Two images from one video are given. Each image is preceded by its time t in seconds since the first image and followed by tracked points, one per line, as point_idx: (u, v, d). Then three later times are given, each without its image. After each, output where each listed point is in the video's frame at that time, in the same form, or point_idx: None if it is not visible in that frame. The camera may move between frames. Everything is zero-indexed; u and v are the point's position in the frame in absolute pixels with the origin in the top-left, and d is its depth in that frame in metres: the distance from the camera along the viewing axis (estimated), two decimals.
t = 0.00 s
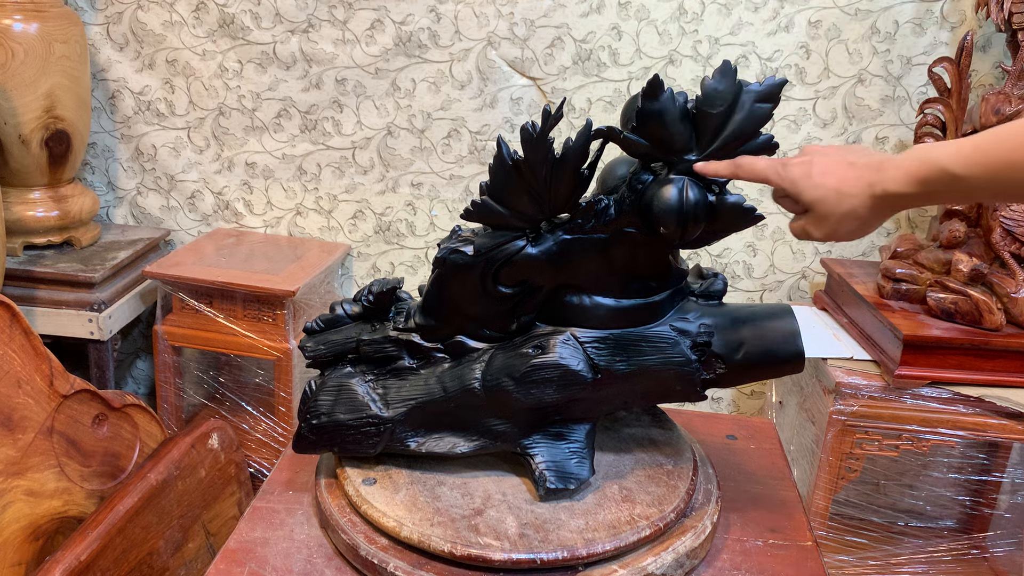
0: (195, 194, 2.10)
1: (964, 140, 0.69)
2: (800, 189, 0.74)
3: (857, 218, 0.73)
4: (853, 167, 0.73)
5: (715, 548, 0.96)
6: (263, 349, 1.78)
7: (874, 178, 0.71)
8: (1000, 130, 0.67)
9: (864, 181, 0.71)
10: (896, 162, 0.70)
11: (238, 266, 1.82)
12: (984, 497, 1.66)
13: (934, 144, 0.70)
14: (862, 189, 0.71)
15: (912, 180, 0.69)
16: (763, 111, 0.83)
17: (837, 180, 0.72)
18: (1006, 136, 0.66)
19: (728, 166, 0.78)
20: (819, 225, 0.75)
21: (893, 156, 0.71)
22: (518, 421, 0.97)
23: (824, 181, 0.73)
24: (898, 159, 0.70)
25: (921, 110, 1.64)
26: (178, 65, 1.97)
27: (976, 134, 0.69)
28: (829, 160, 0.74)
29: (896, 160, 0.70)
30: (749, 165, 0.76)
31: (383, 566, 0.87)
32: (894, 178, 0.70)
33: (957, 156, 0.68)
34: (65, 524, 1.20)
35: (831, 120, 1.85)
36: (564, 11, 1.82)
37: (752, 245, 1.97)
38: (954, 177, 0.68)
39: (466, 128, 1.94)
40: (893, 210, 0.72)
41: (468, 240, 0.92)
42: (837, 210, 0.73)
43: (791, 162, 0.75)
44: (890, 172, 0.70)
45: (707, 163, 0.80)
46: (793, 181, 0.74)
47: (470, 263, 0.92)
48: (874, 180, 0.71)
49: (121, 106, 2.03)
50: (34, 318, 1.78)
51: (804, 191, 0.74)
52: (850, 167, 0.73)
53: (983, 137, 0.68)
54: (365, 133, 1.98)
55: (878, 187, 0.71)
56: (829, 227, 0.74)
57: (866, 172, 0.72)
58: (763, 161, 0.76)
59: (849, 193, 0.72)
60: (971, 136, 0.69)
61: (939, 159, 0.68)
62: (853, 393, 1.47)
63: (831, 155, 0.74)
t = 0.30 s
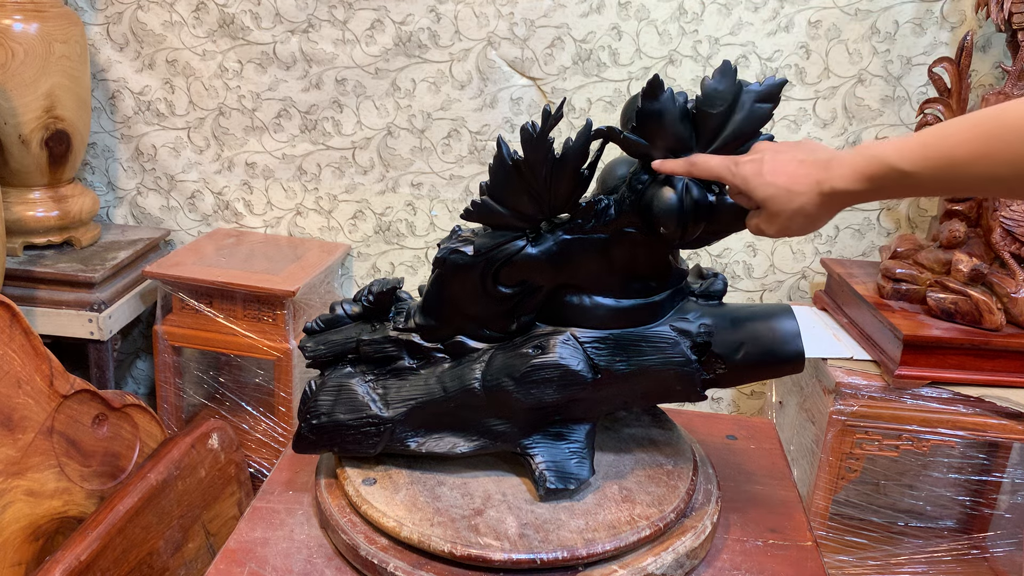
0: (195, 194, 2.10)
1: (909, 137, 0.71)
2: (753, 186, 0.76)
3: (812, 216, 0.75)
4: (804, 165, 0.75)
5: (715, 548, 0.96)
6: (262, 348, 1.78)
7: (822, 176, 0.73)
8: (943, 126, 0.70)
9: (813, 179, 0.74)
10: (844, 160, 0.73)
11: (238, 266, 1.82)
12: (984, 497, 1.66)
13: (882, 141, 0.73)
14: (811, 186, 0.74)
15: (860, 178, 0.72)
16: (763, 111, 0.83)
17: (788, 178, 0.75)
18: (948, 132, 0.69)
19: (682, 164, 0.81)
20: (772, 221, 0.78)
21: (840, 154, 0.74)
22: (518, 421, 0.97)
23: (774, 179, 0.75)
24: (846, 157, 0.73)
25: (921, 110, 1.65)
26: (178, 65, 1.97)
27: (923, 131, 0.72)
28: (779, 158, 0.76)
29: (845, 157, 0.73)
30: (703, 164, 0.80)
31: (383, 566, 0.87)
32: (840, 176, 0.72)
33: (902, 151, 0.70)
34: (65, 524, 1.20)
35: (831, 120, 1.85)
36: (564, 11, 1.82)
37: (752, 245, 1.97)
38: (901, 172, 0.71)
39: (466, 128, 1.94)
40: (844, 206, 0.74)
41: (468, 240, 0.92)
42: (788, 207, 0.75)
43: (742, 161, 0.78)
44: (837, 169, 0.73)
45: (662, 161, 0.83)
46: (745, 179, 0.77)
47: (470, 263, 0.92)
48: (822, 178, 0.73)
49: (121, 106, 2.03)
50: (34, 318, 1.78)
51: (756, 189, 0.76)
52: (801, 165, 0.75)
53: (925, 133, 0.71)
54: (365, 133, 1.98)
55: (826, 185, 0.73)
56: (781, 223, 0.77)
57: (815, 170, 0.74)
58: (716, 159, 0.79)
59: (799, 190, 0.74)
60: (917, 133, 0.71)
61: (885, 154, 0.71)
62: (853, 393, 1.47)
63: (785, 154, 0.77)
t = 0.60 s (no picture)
0: (195, 194, 2.10)
1: (890, 135, 0.72)
2: (739, 184, 0.77)
3: (797, 213, 0.76)
4: (790, 162, 0.75)
5: (715, 548, 0.96)
6: (263, 348, 1.78)
7: (806, 173, 0.74)
8: (923, 124, 0.71)
9: (798, 176, 0.74)
10: (828, 157, 0.73)
11: (238, 266, 1.82)
12: (984, 497, 1.66)
13: (863, 139, 0.73)
14: (796, 183, 0.74)
15: (845, 175, 0.72)
16: (763, 112, 0.83)
17: (774, 175, 0.75)
18: (928, 130, 0.70)
19: (667, 165, 0.82)
20: (759, 219, 0.78)
21: (823, 151, 0.74)
22: (518, 421, 0.97)
23: (759, 177, 0.76)
24: (830, 154, 0.73)
25: (921, 110, 1.64)
26: (178, 65, 1.97)
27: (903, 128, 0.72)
28: (765, 156, 0.77)
29: (828, 155, 0.73)
30: (689, 164, 0.80)
31: (383, 566, 0.87)
32: (824, 173, 0.73)
33: (884, 149, 0.71)
34: (65, 524, 1.20)
35: (831, 120, 1.85)
36: (564, 11, 1.82)
37: (752, 245, 1.97)
38: (883, 170, 0.71)
39: (466, 128, 1.94)
40: (830, 202, 0.75)
41: (468, 240, 0.92)
42: (774, 205, 0.76)
43: (727, 159, 0.78)
44: (822, 166, 0.73)
45: (646, 162, 0.84)
46: (732, 178, 0.77)
47: (470, 263, 0.92)
48: (806, 174, 0.74)
49: (121, 106, 2.03)
50: (34, 318, 1.78)
51: (743, 187, 0.77)
52: (788, 162, 0.76)
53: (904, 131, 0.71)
54: (365, 133, 1.98)
55: (811, 181, 0.73)
56: (769, 220, 0.77)
57: (801, 167, 0.74)
58: (701, 159, 0.80)
59: (784, 187, 0.74)
60: (897, 131, 0.72)
61: (868, 152, 0.72)
62: (853, 393, 1.47)
63: (770, 151, 0.77)
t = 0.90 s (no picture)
0: (195, 194, 2.09)
1: (905, 135, 0.72)
2: (755, 187, 0.78)
3: (812, 214, 0.77)
4: (803, 164, 0.76)
5: (715, 548, 0.96)
6: (262, 349, 1.78)
7: (822, 175, 0.75)
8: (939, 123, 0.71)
9: (814, 178, 0.75)
10: (842, 158, 0.74)
11: (238, 266, 1.82)
12: (984, 497, 1.66)
13: (878, 139, 0.74)
14: (813, 186, 0.75)
15: (860, 176, 0.73)
16: (763, 111, 0.83)
17: (789, 177, 0.76)
18: (944, 129, 0.70)
19: (681, 169, 0.82)
20: (775, 219, 0.79)
21: (837, 152, 0.75)
22: (518, 421, 0.97)
23: (775, 179, 0.76)
24: (845, 155, 0.74)
25: (921, 110, 1.64)
26: (178, 65, 1.97)
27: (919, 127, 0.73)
28: (779, 157, 0.78)
29: (843, 155, 0.74)
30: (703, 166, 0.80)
31: (383, 566, 0.87)
32: (840, 175, 0.73)
33: (898, 150, 0.71)
34: (65, 524, 1.20)
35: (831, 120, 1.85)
36: (564, 11, 1.82)
37: (752, 245, 1.97)
38: (898, 170, 0.72)
39: (466, 128, 1.94)
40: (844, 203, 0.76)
41: (468, 240, 0.92)
42: (791, 206, 0.77)
43: (742, 160, 0.79)
44: (837, 168, 0.74)
45: (658, 163, 0.84)
46: (747, 179, 0.78)
47: (470, 263, 0.92)
48: (822, 177, 0.74)
49: (121, 106, 2.03)
50: (34, 318, 1.78)
51: (759, 189, 0.78)
52: (801, 164, 0.76)
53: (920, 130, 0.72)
54: (365, 133, 1.98)
55: (827, 184, 0.74)
56: (785, 221, 0.78)
57: (815, 169, 0.75)
58: (714, 161, 0.80)
59: (801, 190, 0.75)
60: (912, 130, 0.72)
61: (882, 153, 0.72)
62: (853, 393, 1.47)
63: (784, 152, 0.78)
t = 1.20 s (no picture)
0: (195, 194, 2.09)
1: (959, 134, 0.74)
2: (810, 183, 0.77)
3: (867, 210, 0.78)
4: (861, 162, 0.76)
5: (715, 548, 0.96)
6: (263, 348, 1.78)
7: (881, 176, 0.75)
8: (992, 122, 0.73)
9: (874, 179, 0.75)
10: (899, 159, 0.74)
11: (238, 266, 1.82)
12: (984, 497, 1.67)
13: (931, 137, 0.74)
14: (873, 186, 0.75)
15: (917, 179, 0.74)
16: (763, 111, 0.83)
17: (848, 175, 0.76)
18: (998, 129, 0.72)
19: (730, 155, 0.80)
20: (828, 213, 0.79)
21: (893, 151, 0.75)
22: (518, 421, 0.97)
23: (834, 177, 0.76)
24: (902, 156, 0.74)
25: (921, 110, 1.64)
26: (178, 65, 1.97)
27: (970, 124, 0.74)
28: (837, 152, 0.77)
29: (901, 157, 0.74)
30: (754, 154, 0.78)
31: (383, 566, 0.87)
32: (899, 177, 0.74)
33: (954, 151, 0.73)
34: (65, 524, 1.20)
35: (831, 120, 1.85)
36: (564, 11, 1.82)
37: (752, 245, 1.97)
38: (953, 170, 0.74)
39: (466, 128, 1.94)
40: (899, 200, 0.77)
41: (468, 240, 0.92)
42: (849, 203, 0.77)
43: (798, 154, 0.78)
44: (895, 169, 0.74)
45: (704, 148, 0.82)
46: (803, 175, 0.78)
47: (470, 263, 0.92)
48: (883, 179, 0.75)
49: (121, 106, 2.03)
50: (34, 318, 1.78)
51: (816, 185, 0.77)
52: (858, 162, 0.76)
53: (973, 129, 0.73)
54: (365, 133, 1.98)
55: (888, 186, 0.75)
56: (840, 214, 0.79)
57: (873, 168, 0.75)
58: (768, 151, 0.78)
59: (861, 189, 0.76)
60: (966, 129, 0.74)
61: (938, 155, 0.73)
62: (853, 393, 1.47)
63: (841, 146, 0.77)
